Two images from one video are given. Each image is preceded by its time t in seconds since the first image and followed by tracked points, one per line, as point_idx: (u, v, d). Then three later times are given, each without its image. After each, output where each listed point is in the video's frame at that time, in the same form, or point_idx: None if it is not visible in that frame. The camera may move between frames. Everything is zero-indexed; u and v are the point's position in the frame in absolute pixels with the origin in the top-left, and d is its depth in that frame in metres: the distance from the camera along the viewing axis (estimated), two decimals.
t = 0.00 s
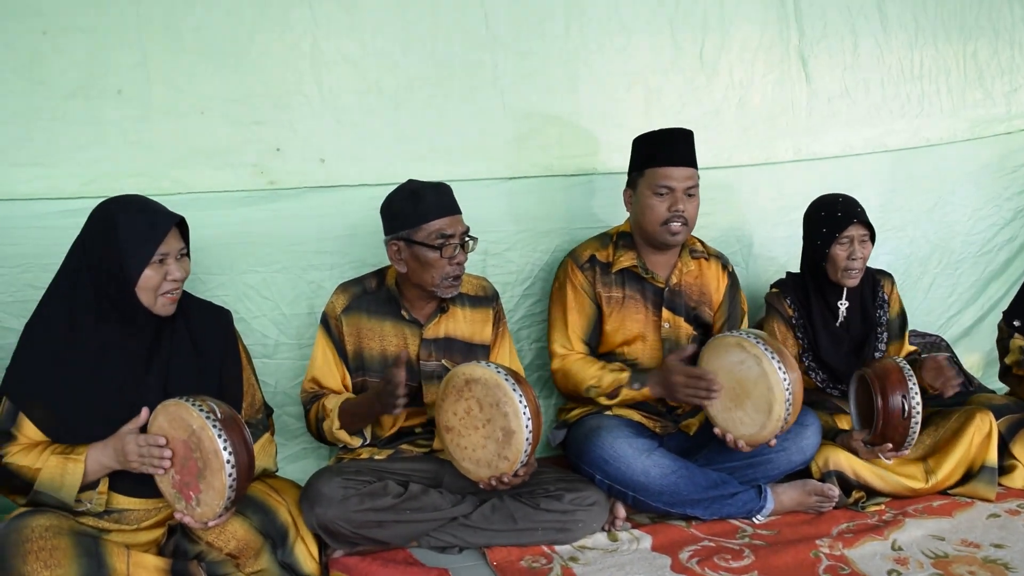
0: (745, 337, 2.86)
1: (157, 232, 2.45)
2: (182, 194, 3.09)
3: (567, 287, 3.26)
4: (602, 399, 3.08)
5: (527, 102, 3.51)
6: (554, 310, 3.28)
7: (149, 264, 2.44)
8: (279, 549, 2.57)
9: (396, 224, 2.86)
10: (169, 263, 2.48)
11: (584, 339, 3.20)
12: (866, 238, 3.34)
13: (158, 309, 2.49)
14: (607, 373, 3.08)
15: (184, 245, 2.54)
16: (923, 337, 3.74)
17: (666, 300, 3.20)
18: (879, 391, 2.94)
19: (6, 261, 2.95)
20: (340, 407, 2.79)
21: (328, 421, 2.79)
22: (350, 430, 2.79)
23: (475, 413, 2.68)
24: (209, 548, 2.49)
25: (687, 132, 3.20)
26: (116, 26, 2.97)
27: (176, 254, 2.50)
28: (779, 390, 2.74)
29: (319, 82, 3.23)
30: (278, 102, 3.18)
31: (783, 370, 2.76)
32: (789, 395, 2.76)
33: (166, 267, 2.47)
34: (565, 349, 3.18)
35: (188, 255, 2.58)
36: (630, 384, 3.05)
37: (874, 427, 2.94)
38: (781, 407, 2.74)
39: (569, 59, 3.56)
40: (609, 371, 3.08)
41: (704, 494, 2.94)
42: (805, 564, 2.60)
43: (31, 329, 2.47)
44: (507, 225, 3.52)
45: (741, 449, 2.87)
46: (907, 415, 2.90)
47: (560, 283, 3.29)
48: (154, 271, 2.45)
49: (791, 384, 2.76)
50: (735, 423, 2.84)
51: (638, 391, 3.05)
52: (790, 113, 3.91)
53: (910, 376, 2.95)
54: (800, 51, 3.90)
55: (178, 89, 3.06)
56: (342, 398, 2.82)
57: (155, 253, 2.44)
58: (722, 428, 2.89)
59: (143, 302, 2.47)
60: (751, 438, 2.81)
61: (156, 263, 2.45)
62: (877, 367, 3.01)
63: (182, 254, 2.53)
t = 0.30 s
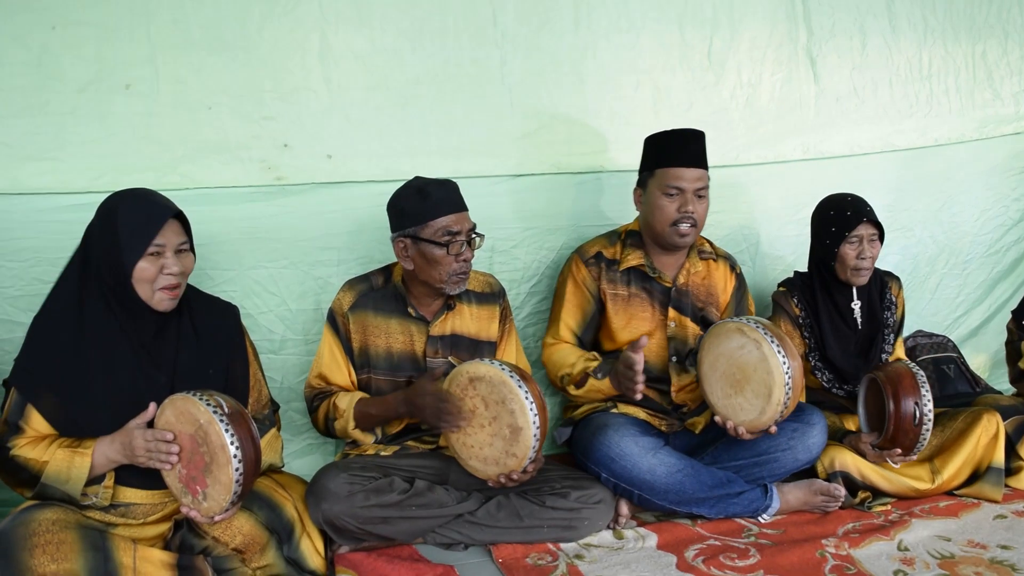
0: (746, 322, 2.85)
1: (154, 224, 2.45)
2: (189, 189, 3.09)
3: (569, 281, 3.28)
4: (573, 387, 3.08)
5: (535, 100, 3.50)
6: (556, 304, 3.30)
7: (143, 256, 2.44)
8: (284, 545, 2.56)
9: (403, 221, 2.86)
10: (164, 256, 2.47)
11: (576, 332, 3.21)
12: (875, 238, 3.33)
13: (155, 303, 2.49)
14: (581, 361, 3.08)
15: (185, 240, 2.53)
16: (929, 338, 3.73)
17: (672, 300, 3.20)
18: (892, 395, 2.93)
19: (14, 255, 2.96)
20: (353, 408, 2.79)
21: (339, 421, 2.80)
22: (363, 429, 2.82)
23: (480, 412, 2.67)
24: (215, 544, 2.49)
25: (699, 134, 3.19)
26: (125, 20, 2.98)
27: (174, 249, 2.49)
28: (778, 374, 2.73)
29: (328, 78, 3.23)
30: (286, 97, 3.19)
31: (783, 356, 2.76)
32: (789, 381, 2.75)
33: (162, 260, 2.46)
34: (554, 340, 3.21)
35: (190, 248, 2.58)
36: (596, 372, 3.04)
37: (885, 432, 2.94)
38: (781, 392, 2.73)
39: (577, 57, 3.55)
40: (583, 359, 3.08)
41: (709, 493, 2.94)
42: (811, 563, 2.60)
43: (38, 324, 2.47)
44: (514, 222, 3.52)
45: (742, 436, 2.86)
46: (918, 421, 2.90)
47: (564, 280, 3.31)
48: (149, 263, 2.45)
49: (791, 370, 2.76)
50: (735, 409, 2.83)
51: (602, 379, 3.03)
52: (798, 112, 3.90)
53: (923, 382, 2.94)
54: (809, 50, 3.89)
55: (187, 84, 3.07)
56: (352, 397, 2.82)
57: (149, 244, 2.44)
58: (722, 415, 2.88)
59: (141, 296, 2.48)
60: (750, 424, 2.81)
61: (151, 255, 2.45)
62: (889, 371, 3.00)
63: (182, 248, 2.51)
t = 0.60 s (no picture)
0: (763, 325, 2.84)
1: (143, 214, 2.45)
2: (200, 188, 3.10)
3: (590, 278, 3.27)
4: (623, 378, 3.05)
5: (544, 97, 3.50)
6: (578, 301, 3.29)
7: (134, 245, 2.45)
8: (296, 543, 2.56)
9: (414, 219, 2.85)
10: (156, 245, 2.47)
11: (604, 328, 3.20)
12: (884, 234, 3.31)
13: (152, 296, 2.49)
14: (624, 352, 3.05)
15: (179, 228, 2.52)
16: (941, 336, 3.71)
17: (689, 296, 3.19)
18: (900, 388, 2.92)
19: (26, 254, 2.97)
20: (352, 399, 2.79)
21: (339, 414, 2.79)
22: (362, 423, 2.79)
23: (489, 410, 2.67)
24: (227, 541, 2.50)
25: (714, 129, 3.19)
26: (136, 18, 2.98)
27: (166, 238, 2.48)
28: (796, 379, 2.72)
29: (337, 76, 3.23)
30: (296, 95, 3.19)
31: (799, 360, 2.74)
32: (806, 385, 2.74)
33: (154, 250, 2.46)
34: (582, 339, 3.19)
35: (189, 236, 2.57)
36: (647, 357, 3.00)
37: (894, 426, 2.93)
38: (798, 397, 2.73)
39: (587, 54, 3.54)
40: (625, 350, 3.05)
41: (721, 491, 2.93)
42: (823, 561, 2.59)
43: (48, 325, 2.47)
44: (523, 220, 3.51)
45: (756, 439, 2.86)
46: (927, 414, 2.88)
47: (584, 275, 3.31)
48: (142, 252, 2.45)
49: (808, 374, 2.75)
50: (750, 412, 2.82)
51: (656, 363, 3.00)
52: (808, 108, 3.88)
53: (931, 375, 2.93)
54: (819, 46, 3.87)
55: (197, 82, 3.07)
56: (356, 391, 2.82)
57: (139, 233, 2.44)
58: (738, 418, 2.88)
59: (136, 285, 2.48)
60: (766, 427, 2.80)
61: (143, 245, 2.46)
62: (899, 365, 3.00)
63: (176, 238, 2.51)
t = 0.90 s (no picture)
0: (779, 315, 2.84)
1: (152, 212, 2.45)
2: (209, 186, 3.10)
3: (605, 270, 3.24)
4: (638, 356, 2.99)
5: (553, 96, 3.49)
6: (592, 292, 3.27)
7: (143, 242, 2.45)
8: (305, 540, 2.57)
9: (421, 218, 2.85)
10: (165, 243, 2.47)
11: (622, 316, 3.18)
12: (895, 233, 3.29)
13: (161, 289, 2.49)
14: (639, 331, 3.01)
15: (189, 228, 2.52)
16: (950, 334, 3.68)
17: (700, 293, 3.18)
18: (909, 392, 2.90)
19: (36, 252, 2.98)
20: (376, 403, 2.80)
21: (362, 417, 2.81)
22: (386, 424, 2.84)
23: (499, 405, 2.66)
24: (237, 539, 2.49)
25: (730, 130, 3.17)
26: (145, 17, 2.99)
27: (176, 237, 2.49)
28: (810, 369, 2.72)
29: (346, 74, 3.23)
30: (305, 94, 3.19)
31: (814, 350, 2.74)
32: (819, 376, 2.73)
33: (163, 248, 2.47)
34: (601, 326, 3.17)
35: (199, 237, 2.56)
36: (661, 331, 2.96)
37: (905, 431, 2.92)
38: (811, 387, 2.72)
39: (595, 51, 3.54)
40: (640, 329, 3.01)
41: (731, 489, 2.92)
42: (834, 560, 2.58)
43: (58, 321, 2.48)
44: (532, 218, 3.51)
45: (766, 431, 2.85)
46: (938, 417, 2.86)
47: (599, 269, 3.27)
48: (151, 251, 2.45)
49: (823, 366, 2.74)
50: (761, 403, 2.82)
51: (670, 336, 2.94)
52: (818, 106, 3.87)
53: (941, 378, 2.91)
54: (828, 43, 3.86)
55: (207, 80, 3.07)
56: (374, 393, 2.83)
57: (149, 230, 2.45)
58: (749, 408, 2.87)
59: (144, 282, 2.48)
60: (777, 418, 2.80)
61: (152, 244, 2.46)
62: (906, 368, 2.97)
63: (186, 238, 2.51)
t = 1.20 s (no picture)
0: (782, 321, 2.82)
1: (166, 210, 2.46)
2: (218, 185, 3.11)
3: (612, 270, 3.24)
4: (627, 388, 3.07)
5: (561, 95, 3.49)
6: (597, 293, 3.26)
7: (157, 241, 2.45)
8: (314, 539, 2.58)
9: (431, 215, 2.85)
10: (179, 241, 2.47)
11: (622, 321, 3.18)
12: (901, 233, 3.28)
13: (174, 286, 2.49)
14: (637, 363, 3.05)
15: (203, 226, 2.52)
16: (959, 336, 3.66)
17: (711, 293, 3.18)
18: (925, 393, 2.89)
19: (46, 251, 2.99)
20: (385, 404, 2.80)
21: (369, 416, 2.81)
22: (392, 426, 2.83)
23: (510, 409, 2.65)
24: (245, 538, 2.49)
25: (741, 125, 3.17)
26: (155, 17, 2.99)
27: (190, 235, 2.49)
28: (813, 376, 2.71)
29: (355, 74, 3.23)
30: (314, 93, 3.19)
31: (819, 357, 2.73)
32: (824, 381, 2.72)
33: (177, 245, 2.47)
34: (602, 330, 3.16)
35: (211, 235, 2.56)
36: (654, 379, 3.01)
37: (919, 431, 2.91)
38: (816, 394, 2.71)
39: (604, 51, 3.53)
40: (640, 362, 3.04)
41: (739, 490, 2.91)
42: (843, 561, 2.57)
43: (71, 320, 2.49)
44: (540, 218, 3.51)
45: (774, 435, 2.85)
46: (953, 421, 2.85)
47: (606, 268, 3.28)
48: (165, 248, 2.46)
49: (826, 370, 2.73)
50: (767, 408, 2.81)
51: (660, 388, 3.00)
52: (827, 106, 3.86)
53: (957, 381, 2.90)
54: (838, 43, 3.85)
55: (216, 79, 3.08)
56: (383, 394, 2.83)
57: (163, 228, 2.45)
58: (756, 413, 2.87)
59: (157, 278, 2.49)
60: (784, 423, 2.79)
61: (166, 241, 2.46)
62: (921, 368, 2.97)
63: (199, 235, 2.51)
